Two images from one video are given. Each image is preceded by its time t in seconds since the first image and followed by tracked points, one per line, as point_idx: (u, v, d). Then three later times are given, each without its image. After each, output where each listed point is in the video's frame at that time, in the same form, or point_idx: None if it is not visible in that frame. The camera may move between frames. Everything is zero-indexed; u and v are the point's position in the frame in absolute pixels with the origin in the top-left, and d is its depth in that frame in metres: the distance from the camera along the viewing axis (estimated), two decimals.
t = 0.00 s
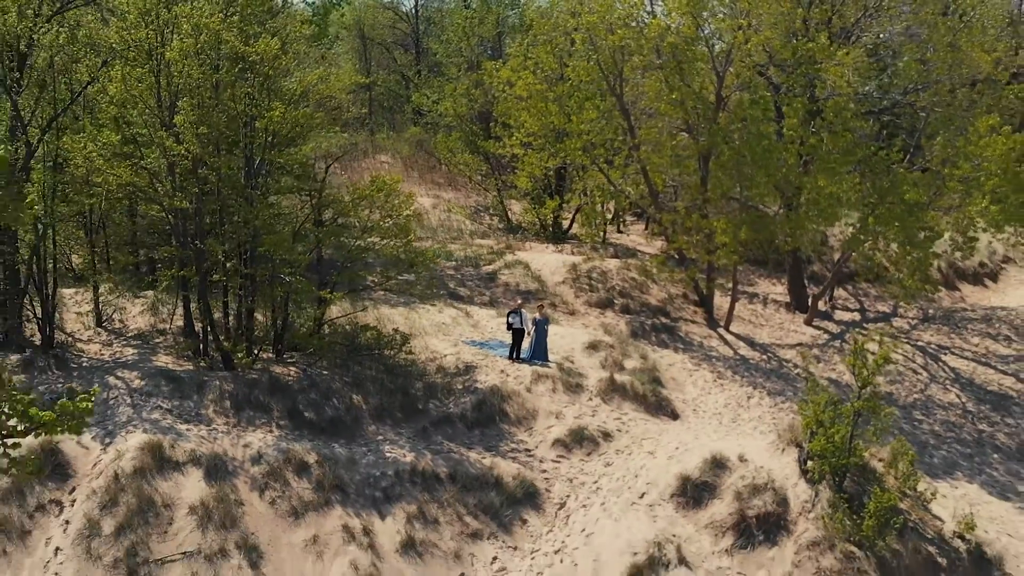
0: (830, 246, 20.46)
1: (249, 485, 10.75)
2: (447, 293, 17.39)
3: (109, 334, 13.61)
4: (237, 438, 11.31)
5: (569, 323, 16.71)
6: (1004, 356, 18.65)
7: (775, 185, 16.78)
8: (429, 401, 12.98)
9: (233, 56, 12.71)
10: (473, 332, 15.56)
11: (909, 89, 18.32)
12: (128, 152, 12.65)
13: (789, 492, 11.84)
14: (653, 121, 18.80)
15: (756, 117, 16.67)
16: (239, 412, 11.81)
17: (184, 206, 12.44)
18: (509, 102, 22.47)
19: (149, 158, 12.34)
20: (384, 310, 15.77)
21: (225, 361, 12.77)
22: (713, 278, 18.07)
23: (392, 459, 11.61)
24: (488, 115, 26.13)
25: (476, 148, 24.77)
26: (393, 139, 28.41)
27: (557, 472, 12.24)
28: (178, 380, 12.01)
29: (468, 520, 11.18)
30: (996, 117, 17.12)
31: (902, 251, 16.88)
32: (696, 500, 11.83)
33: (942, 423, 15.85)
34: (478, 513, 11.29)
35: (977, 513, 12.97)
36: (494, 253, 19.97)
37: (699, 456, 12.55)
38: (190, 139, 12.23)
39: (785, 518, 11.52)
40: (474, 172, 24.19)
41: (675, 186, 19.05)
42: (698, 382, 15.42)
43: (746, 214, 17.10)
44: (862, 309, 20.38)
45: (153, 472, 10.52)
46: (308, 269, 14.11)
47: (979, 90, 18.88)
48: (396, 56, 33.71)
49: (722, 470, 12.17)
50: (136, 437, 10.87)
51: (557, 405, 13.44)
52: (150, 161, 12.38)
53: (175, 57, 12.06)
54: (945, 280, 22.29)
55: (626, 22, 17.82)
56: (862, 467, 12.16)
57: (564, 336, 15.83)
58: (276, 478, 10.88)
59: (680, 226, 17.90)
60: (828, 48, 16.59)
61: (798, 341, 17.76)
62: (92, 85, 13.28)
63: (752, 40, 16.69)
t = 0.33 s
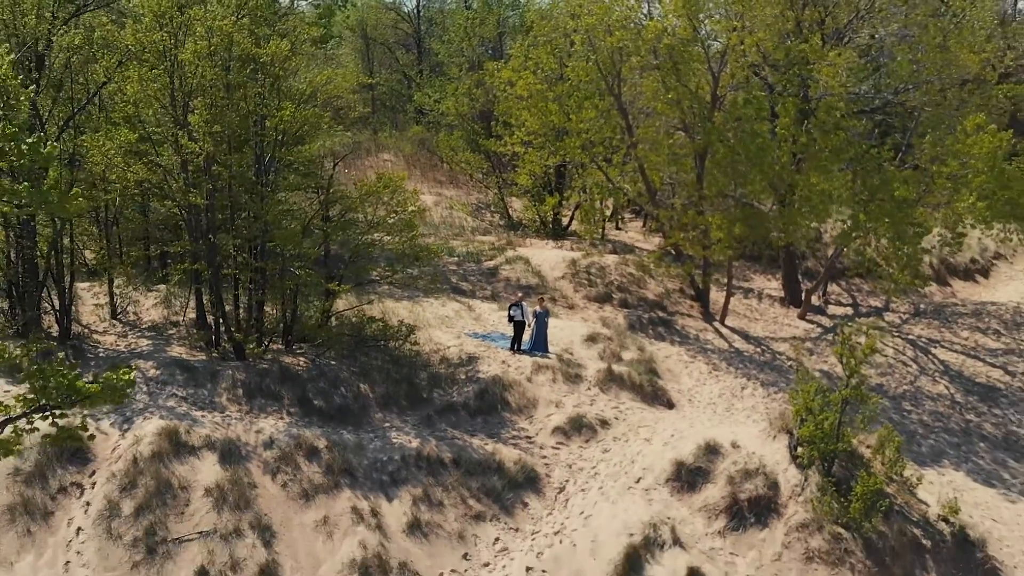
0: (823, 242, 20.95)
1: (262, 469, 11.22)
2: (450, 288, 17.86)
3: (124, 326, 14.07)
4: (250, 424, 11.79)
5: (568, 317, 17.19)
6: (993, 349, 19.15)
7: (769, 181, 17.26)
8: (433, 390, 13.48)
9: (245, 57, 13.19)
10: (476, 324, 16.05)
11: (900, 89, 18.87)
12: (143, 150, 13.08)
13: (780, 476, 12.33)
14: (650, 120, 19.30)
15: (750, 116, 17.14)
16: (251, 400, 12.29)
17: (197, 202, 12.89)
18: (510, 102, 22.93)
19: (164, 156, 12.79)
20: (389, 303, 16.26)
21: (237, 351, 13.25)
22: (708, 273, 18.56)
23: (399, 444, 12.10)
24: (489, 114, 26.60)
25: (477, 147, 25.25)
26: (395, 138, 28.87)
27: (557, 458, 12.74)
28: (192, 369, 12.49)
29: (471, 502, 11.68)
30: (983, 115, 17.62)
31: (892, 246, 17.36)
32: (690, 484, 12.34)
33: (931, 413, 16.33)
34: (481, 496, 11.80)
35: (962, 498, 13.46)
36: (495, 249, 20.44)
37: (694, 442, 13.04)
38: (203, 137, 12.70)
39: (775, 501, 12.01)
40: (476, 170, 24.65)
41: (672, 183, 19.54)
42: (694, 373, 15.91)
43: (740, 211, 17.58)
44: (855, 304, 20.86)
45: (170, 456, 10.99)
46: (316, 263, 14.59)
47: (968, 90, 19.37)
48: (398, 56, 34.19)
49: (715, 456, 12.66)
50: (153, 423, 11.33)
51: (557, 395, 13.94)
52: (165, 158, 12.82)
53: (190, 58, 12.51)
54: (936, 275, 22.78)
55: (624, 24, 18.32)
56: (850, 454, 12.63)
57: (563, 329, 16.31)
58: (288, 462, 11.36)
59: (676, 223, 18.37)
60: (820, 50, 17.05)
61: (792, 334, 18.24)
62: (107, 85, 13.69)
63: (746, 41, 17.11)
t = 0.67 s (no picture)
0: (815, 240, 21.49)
1: (273, 454, 11.74)
2: (451, 283, 18.39)
3: (138, 318, 14.58)
4: (260, 412, 12.31)
5: (566, 311, 17.71)
6: (979, 344, 19.70)
7: (761, 180, 17.80)
8: (436, 380, 14.01)
9: (255, 60, 13.69)
10: (476, 318, 16.57)
11: (890, 90, 19.44)
12: (156, 148, 13.55)
13: (769, 463, 12.85)
14: (646, 121, 19.79)
15: (743, 116, 17.62)
16: (261, 389, 12.80)
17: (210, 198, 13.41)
18: (511, 102, 23.42)
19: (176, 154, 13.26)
20: (393, 297, 16.78)
21: (247, 342, 13.76)
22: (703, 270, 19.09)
23: (403, 431, 12.63)
24: (489, 114, 27.12)
25: (478, 146, 25.74)
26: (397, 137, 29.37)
27: (555, 445, 13.28)
28: (204, 359, 12.99)
29: (473, 487, 12.21)
30: (969, 116, 18.16)
31: (881, 243, 17.87)
32: (683, 470, 12.87)
33: (918, 405, 16.85)
34: (482, 481, 12.33)
35: (945, 485, 14.00)
36: (496, 246, 20.95)
37: (686, 431, 13.56)
38: (215, 136, 13.20)
39: (764, 486, 12.54)
40: (477, 169, 25.16)
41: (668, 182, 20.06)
42: (688, 365, 16.43)
43: (733, 209, 18.09)
44: (846, 300, 21.39)
45: (185, 441, 11.49)
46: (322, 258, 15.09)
47: (957, 91, 19.90)
48: (400, 56, 34.67)
49: (707, 443, 13.19)
50: (168, 410, 11.82)
51: (555, 385, 14.48)
52: (177, 156, 13.30)
53: (202, 61, 13.01)
54: (926, 272, 23.32)
55: (622, 26, 18.86)
56: (837, 441, 13.15)
57: (561, 322, 16.84)
58: (297, 448, 11.87)
59: (672, 220, 18.88)
60: (811, 52, 17.58)
61: (784, 328, 18.76)
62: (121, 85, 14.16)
63: (740, 44, 17.59)
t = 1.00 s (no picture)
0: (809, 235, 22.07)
1: (288, 439, 12.31)
2: (456, 278, 18.98)
3: (155, 311, 15.15)
4: (275, 400, 12.88)
5: (567, 305, 18.29)
6: (968, 337, 20.30)
7: (756, 178, 18.32)
8: (442, 370, 14.61)
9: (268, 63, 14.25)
10: (481, 311, 17.16)
11: (881, 89, 20.02)
12: (171, 148, 14.05)
13: (762, 448, 13.43)
14: (645, 120, 20.35)
15: (738, 116, 18.18)
16: (275, 378, 13.37)
17: (226, 196, 13.98)
18: (512, 102, 23.97)
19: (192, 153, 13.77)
20: (399, 292, 17.37)
21: (261, 334, 14.33)
22: (700, 265, 19.65)
23: (411, 418, 13.22)
24: (491, 113, 27.68)
25: (480, 145, 26.31)
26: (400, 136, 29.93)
27: (557, 432, 13.89)
28: (220, 350, 13.56)
29: (478, 471, 12.80)
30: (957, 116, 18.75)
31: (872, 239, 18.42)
32: (679, 456, 13.46)
33: (908, 395, 17.41)
34: (487, 466, 12.93)
35: (931, 470, 14.58)
36: (498, 242, 21.51)
37: (683, 418, 14.14)
38: (231, 136, 13.75)
39: (757, 471, 13.11)
40: (479, 167, 25.72)
41: (666, 180, 20.64)
42: (685, 357, 17.00)
43: (729, 206, 18.63)
44: (840, 294, 21.96)
45: (204, 427, 12.06)
46: (332, 253, 15.67)
47: (946, 91, 20.47)
48: (403, 56, 35.26)
49: (702, 430, 13.78)
50: (188, 397, 12.39)
51: (557, 374, 15.09)
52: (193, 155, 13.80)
53: (218, 64, 13.55)
54: (918, 267, 23.91)
55: (621, 27, 19.41)
56: (827, 428, 13.71)
57: (563, 316, 17.43)
58: (311, 433, 12.45)
59: (669, 217, 19.44)
60: (804, 53, 18.12)
61: (779, 321, 19.32)
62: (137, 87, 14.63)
63: (734, 46, 18.22)
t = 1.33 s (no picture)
0: (803, 233, 22.69)
1: (302, 426, 12.91)
2: (461, 274, 19.59)
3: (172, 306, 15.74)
4: (290, 389, 13.49)
5: (568, 300, 18.90)
6: (958, 333, 20.93)
7: (753, 178, 18.88)
8: (449, 362, 15.26)
9: (283, 67, 14.85)
10: (485, 306, 17.78)
11: (874, 91, 20.65)
12: (188, 148, 14.60)
13: (755, 435, 14.04)
14: (644, 120, 20.93)
15: (735, 117, 18.76)
16: (290, 368, 13.97)
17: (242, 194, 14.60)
18: (515, 103, 24.56)
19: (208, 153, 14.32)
20: (407, 287, 17.99)
21: (275, 327, 14.93)
22: (697, 261, 20.25)
23: (420, 407, 13.84)
24: (493, 114, 28.27)
25: (483, 145, 26.89)
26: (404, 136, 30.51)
27: (559, 420, 14.52)
28: (236, 341, 14.17)
29: (484, 457, 13.41)
30: (946, 117, 19.37)
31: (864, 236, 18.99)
32: (676, 443, 14.07)
33: (898, 387, 17.99)
34: (493, 452, 13.55)
35: (918, 458, 15.19)
36: (501, 240, 22.11)
37: (680, 407, 14.76)
38: (248, 138, 14.37)
39: (750, 457, 13.72)
40: (482, 166, 26.31)
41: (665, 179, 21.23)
42: (682, 350, 17.60)
43: (725, 204, 19.11)
44: (834, 290, 22.58)
45: (223, 414, 12.65)
46: (342, 249, 16.27)
47: (936, 93, 21.10)
48: (406, 57, 35.85)
49: (698, 419, 14.39)
50: (207, 386, 12.99)
51: (559, 366, 15.72)
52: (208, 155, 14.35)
53: (235, 68, 14.13)
54: (911, 265, 24.52)
55: (622, 31, 20.01)
56: (818, 417, 14.31)
57: (564, 311, 18.05)
58: (324, 421, 13.05)
59: (668, 215, 20.04)
60: (798, 56, 18.74)
61: (774, 316, 19.93)
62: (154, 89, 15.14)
63: (730, 50, 18.91)
